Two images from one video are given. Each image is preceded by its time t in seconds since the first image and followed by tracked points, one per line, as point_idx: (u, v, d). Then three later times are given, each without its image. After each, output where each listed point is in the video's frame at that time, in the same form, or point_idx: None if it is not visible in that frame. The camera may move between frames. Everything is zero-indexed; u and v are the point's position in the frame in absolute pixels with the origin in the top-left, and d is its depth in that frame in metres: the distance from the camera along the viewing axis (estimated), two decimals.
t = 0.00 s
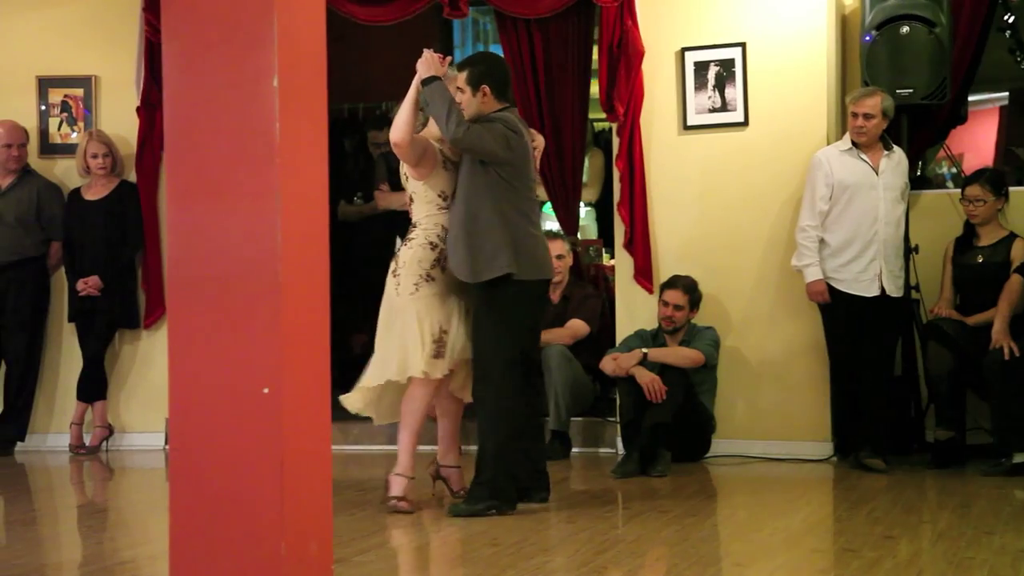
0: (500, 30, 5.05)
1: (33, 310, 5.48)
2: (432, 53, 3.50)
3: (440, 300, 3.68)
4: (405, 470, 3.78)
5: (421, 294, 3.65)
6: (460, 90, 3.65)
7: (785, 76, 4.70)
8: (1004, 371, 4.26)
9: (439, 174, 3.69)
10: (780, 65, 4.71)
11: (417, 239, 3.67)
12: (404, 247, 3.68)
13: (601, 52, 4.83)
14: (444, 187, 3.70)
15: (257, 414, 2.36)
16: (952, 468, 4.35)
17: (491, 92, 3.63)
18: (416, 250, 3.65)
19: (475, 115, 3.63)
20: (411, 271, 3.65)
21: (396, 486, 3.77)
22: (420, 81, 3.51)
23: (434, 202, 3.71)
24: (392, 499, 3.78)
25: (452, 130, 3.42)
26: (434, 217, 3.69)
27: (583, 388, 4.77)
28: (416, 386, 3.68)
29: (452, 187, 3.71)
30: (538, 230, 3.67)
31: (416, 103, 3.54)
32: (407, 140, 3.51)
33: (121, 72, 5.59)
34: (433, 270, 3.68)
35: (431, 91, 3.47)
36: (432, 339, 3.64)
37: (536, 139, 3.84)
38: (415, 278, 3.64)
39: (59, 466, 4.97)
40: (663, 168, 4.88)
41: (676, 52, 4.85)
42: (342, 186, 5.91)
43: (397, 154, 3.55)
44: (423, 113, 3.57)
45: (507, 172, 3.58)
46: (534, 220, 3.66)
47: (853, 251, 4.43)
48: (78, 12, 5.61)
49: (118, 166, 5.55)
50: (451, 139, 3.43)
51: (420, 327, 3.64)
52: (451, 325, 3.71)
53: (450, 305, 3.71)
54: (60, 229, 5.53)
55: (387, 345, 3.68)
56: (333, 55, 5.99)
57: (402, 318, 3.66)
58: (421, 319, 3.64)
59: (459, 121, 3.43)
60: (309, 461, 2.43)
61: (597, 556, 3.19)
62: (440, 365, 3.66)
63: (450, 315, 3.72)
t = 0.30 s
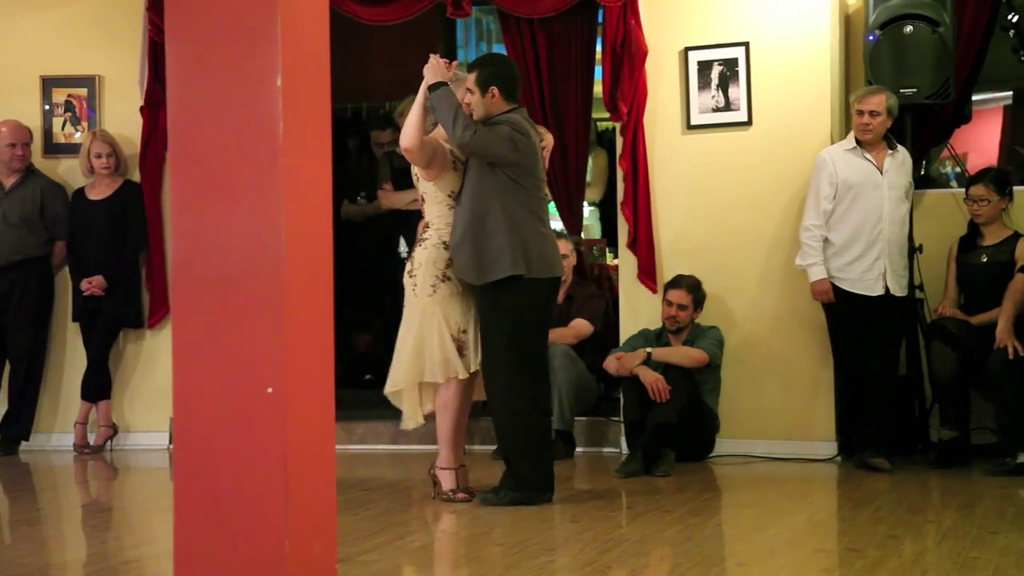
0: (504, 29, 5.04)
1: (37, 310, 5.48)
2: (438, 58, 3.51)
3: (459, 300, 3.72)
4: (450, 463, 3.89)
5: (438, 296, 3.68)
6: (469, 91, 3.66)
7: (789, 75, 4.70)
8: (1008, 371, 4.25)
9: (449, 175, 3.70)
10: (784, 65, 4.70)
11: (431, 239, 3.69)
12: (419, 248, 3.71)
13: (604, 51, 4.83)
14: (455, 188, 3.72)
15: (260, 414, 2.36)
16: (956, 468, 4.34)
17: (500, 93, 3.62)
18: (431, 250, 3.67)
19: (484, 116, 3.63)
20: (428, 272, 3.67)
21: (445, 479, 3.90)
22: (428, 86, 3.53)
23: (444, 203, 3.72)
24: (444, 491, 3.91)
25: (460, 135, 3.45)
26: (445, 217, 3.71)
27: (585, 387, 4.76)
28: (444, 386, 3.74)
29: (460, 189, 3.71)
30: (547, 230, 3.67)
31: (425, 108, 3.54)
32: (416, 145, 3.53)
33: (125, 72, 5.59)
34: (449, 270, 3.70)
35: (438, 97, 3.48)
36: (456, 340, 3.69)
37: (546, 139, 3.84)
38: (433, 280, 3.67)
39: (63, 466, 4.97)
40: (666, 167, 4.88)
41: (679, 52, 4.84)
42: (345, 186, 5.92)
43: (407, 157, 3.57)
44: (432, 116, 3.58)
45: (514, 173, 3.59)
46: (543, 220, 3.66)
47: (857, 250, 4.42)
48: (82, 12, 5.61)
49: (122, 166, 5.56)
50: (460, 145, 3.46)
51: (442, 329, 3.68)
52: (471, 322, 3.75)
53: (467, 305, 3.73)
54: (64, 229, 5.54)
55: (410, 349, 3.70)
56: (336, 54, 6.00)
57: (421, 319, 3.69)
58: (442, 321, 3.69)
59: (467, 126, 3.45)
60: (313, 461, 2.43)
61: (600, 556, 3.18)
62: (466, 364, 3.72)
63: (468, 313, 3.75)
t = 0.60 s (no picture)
0: (515, 28, 5.04)
1: (49, 309, 5.50)
2: (449, 55, 3.54)
3: (465, 300, 3.68)
4: (460, 464, 3.90)
5: (447, 294, 3.67)
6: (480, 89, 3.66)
7: (801, 74, 4.69)
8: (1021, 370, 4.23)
9: (461, 172, 3.70)
10: (796, 64, 4.69)
11: (443, 237, 3.68)
12: (430, 246, 3.70)
13: (616, 50, 4.83)
14: (465, 185, 3.71)
15: (271, 413, 2.36)
16: (969, 467, 4.33)
17: (511, 92, 3.62)
18: (442, 248, 3.66)
19: (495, 114, 3.63)
20: (439, 270, 3.66)
21: (455, 480, 3.91)
22: (437, 83, 3.55)
23: (455, 201, 3.72)
24: (454, 491, 3.92)
25: (468, 129, 3.45)
26: (456, 215, 3.70)
27: (597, 386, 4.76)
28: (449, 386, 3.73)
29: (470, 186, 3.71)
30: (556, 228, 3.67)
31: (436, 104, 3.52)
32: (428, 142, 3.51)
33: (137, 72, 5.60)
34: (459, 268, 3.68)
35: (447, 93, 3.50)
36: (457, 340, 3.66)
37: (557, 139, 3.83)
38: (441, 279, 3.66)
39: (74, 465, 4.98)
40: (677, 166, 4.88)
41: (690, 51, 4.84)
42: (356, 186, 5.92)
43: (418, 154, 3.56)
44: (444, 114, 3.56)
45: (523, 170, 3.59)
46: (552, 218, 3.67)
47: (869, 249, 4.41)
48: (94, 12, 5.63)
49: (134, 166, 5.57)
50: (467, 138, 3.45)
51: (446, 329, 3.67)
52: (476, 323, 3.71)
53: (475, 305, 3.71)
54: (76, 229, 5.55)
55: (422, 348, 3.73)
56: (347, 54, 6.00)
57: (431, 317, 3.70)
58: (447, 320, 3.67)
59: (476, 121, 3.46)
60: (324, 460, 2.43)
61: (613, 555, 3.18)
62: (467, 365, 3.68)
63: (475, 314, 3.71)
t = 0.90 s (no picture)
0: (522, 27, 5.04)
1: (56, 309, 5.50)
2: (455, 49, 3.49)
3: (466, 300, 3.68)
4: (465, 464, 3.90)
5: (448, 294, 3.67)
6: (485, 87, 3.66)
7: (808, 73, 4.69)
8: None
9: (464, 170, 3.71)
10: (804, 63, 4.69)
11: (444, 236, 3.69)
12: (432, 246, 3.71)
13: (622, 48, 4.81)
14: (469, 183, 3.72)
15: (278, 412, 2.36)
16: (975, 467, 4.32)
17: (515, 91, 3.63)
18: (444, 248, 3.67)
19: (499, 113, 3.63)
20: (439, 269, 3.67)
21: (460, 480, 3.90)
22: (442, 76, 3.50)
23: (458, 199, 3.72)
24: (460, 491, 3.92)
25: (472, 122, 3.43)
26: (459, 214, 3.71)
27: (603, 386, 4.75)
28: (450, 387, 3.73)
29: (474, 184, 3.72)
30: (561, 225, 3.68)
31: (441, 99, 3.54)
32: (432, 136, 3.53)
33: (144, 71, 5.61)
34: (459, 268, 3.69)
35: (452, 86, 3.46)
36: (457, 342, 3.66)
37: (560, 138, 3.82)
38: (441, 279, 3.66)
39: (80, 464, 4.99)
40: (684, 166, 4.87)
41: (697, 50, 4.84)
42: (363, 185, 5.93)
43: (422, 150, 3.58)
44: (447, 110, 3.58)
45: (527, 167, 3.59)
46: (556, 216, 3.67)
47: (876, 248, 4.41)
48: (101, 12, 5.63)
49: (141, 165, 5.58)
50: (471, 131, 3.43)
51: (446, 329, 3.67)
52: (477, 323, 3.70)
53: (476, 305, 3.71)
54: (84, 228, 5.56)
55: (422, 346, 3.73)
56: (354, 53, 6.00)
57: (432, 317, 3.71)
58: (447, 321, 3.67)
59: (480, 114, 3.44)
60: (330, 460, 2.44)
61: (619, 555, 3.18)
62: (467, 366, 3.67)
63: (477, 313, 3.71)
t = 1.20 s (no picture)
0: (521, 27, 5.04)
1: (56, 308, 5.50)
2: (451, 50, 3.47)
3: (460, 301, 3.70)
4: (463, 464, 3.91)
5: (442, 296, 3.69)
6: (481, 90, 3.66)
7: (809, 73, 4.68)
8: None
9: (460, 172, 3.73)
10: (804, 63, 4.69)
11: (439, 237, 3.71)
12: (427, 246, 3.73)
13: (622, 47, 4.81)
14: (464, 185, 3.74)
15: (278, 412, 2.36)
16: (975, 466, 4.32)
17: (510, 93, 3.62)
18: (438, 248, 3.69)
19: (495, 115, 3.63)
20: (433, 271, 3.69)
21: (460, 480, 3.92)
22: (436, 77, 3.49)
23: (452, 201, 3.74)
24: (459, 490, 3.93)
25: (463, 124, 3.42)
26: (454, 215, 3.73)
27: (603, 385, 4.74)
28: (451, 386, 3.75)
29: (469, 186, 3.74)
30: (555, 228, 3.67)
31: (435, 102, 3.52)
32: (426, 138, 3.54)
33: (144, 71, 5.61)
34: (454, 269, 3.70)
35: (445, 87, 3.46)
36: (452, 342, 3.68)
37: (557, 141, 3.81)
38: (435, 280, 3.69)
39: (81, 463, 4.99)
40: (684, 165, 4.87)
41: (697, 50, 4.84)
42: (363, 185, 5.93)
43: (417, 151, 3.60)
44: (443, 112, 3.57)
45: (521, 169, 3.59)
46: (551, 219, 3.66)
47: (876, 248, 4.41)
48: (100, 11, 5.63)
49: (140, 165, 5.58)
50: (462, 132, 3.42)
51: (440, 330, 3.68)
52: (472, 324, 3.72)
53: (471, 306, 3.72)
54: (84, 228, 5.56)
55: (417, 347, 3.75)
56: (354, 52, 6.00)
57: (427, 318, 3.72)
58: (441, 322, 3.69)
59: (470, 116, 3.43)
60: (330, 459, 2.44)
61: (619, 554, 3.18)
62: (460, 366, 3.69)
63: (472, 314, 3.73)
